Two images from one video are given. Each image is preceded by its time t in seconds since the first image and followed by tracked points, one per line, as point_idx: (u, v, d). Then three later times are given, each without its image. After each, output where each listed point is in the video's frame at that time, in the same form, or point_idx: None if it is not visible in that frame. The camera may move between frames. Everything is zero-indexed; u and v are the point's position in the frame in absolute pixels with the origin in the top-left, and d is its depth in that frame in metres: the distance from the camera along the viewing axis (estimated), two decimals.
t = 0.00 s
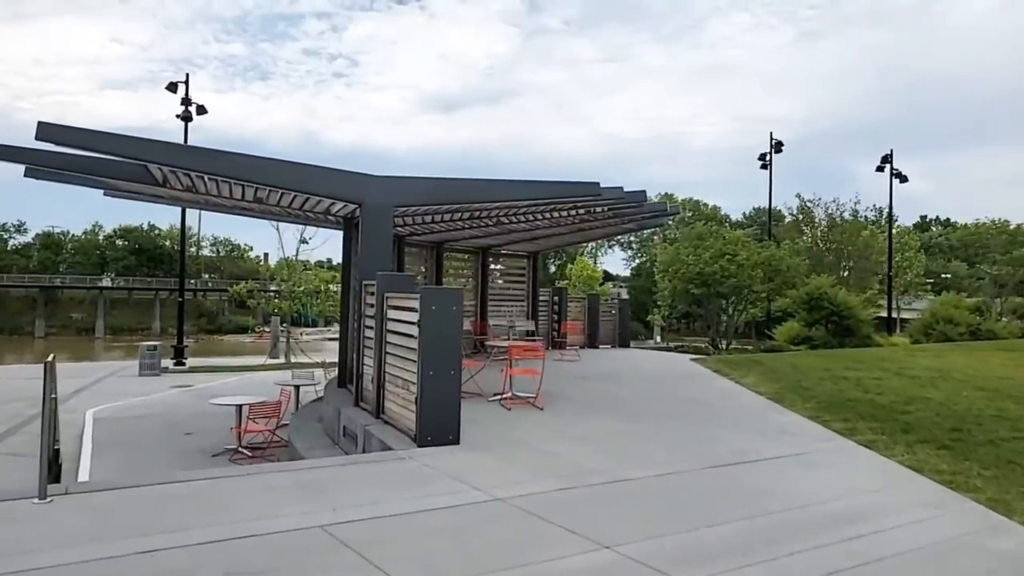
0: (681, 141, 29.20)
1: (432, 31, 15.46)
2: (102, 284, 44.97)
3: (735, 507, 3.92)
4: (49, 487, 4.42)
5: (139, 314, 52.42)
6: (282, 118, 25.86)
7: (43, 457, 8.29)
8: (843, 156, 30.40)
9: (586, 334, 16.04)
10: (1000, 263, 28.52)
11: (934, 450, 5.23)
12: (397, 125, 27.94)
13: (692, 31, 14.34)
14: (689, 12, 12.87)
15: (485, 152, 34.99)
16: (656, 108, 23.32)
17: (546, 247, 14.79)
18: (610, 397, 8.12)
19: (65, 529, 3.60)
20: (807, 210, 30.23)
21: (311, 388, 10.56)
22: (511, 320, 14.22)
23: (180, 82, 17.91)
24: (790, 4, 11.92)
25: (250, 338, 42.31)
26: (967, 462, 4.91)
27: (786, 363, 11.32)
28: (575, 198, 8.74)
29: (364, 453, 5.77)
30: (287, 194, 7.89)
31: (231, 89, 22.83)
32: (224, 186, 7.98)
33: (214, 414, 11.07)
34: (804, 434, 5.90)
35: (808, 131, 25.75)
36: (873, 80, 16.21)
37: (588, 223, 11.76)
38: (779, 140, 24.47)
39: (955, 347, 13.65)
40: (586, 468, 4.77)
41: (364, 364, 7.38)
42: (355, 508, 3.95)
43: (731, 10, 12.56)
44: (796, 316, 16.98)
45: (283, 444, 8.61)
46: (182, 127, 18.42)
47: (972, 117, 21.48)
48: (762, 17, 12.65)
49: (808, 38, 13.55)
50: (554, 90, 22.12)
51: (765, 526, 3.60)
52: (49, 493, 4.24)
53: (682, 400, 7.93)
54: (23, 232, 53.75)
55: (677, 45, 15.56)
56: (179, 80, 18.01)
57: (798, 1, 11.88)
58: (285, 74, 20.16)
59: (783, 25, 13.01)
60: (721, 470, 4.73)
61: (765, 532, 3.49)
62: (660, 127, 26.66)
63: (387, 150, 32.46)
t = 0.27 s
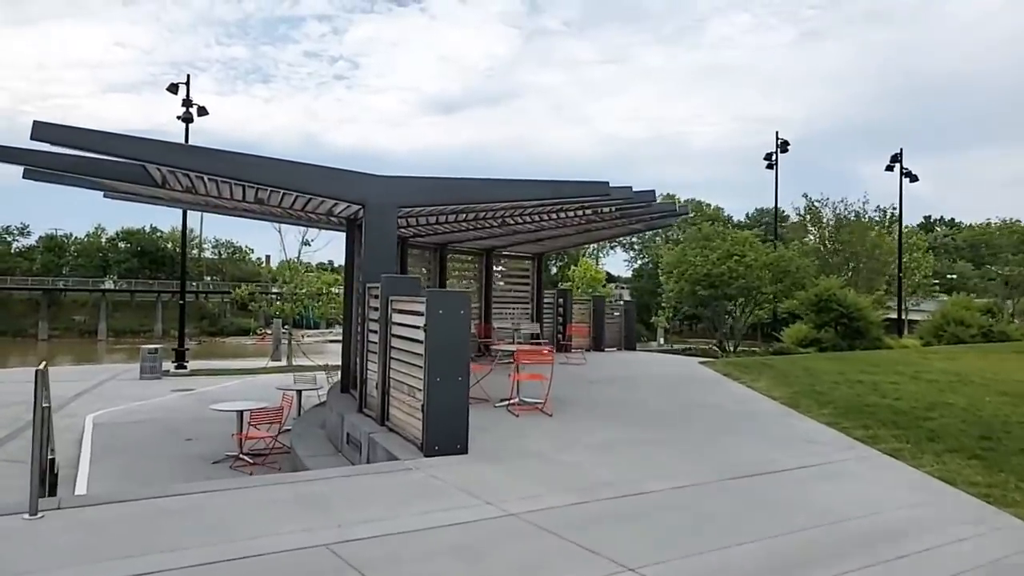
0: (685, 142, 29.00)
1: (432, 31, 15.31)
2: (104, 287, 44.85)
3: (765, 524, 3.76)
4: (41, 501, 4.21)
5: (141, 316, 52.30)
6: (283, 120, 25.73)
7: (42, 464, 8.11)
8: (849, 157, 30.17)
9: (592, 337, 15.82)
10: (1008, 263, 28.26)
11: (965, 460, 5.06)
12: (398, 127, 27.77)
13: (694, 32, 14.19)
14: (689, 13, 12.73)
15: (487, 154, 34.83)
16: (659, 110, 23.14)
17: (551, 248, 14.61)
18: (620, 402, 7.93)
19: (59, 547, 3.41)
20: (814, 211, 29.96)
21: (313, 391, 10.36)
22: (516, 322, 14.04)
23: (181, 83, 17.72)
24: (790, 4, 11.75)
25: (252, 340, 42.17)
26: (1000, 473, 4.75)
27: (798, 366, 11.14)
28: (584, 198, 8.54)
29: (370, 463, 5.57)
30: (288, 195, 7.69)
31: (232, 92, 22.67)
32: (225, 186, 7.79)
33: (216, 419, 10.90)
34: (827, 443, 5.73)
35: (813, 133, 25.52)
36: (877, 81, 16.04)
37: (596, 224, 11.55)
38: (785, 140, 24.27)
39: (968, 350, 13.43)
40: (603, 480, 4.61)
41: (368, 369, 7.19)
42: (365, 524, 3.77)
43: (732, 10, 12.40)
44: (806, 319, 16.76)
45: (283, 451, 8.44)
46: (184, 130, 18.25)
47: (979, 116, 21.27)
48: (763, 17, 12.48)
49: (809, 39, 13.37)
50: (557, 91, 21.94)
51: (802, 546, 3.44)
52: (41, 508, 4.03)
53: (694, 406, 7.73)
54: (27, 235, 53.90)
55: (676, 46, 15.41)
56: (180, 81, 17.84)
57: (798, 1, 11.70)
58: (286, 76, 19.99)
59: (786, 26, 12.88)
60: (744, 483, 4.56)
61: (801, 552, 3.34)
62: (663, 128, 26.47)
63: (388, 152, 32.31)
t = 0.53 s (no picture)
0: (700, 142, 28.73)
1: (443, 31, 15.19)
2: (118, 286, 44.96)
3: (809, 537, 3.59)
4: (52, 506, 4.03)
5: (155, 315, 52.44)
6: (294, 121, 25.68)
7: (57, 465, 8.00)
8: (865, 158, 29.81)
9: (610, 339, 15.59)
10: None
11: (1012, 469, 4.88)
12: (410, 128, 27.65)
13: (706, 32, 14.01)
14: (699, 12, 12.57)
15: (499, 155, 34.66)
16: (673, 110, 22.92)
17: (567, 249, 14.42)
18: (643, 406, 7.75)
19: (74, 555, 3.24)
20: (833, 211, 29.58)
21: (328, 392, 10.20)
22: (533, 323, 13.86)
23: (195, 82, 17.62)
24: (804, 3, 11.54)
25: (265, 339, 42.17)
26: None
27: (822, 368, 10.93)
28: (606, 195, 8.34)
29: (390, 466, 5.39)
30: (304, 192, 7.53)
31: (245, 93, 22.61)
32: (240, 183, 7.63)
33: (231, 419, 10.79)
34: (863, 450, 5.55)
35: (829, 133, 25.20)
36: (893, 81, 15.80)
37: (615, 222, 11.34)
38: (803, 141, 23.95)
39: (993, 352, 13.17)
40: (635, 489, 4.45)
41: (387, 371, 7.02)
42: (391, 533, 3.60)
43: (745, 9, 12.23)
44: (826, 321, 16.47)
45: (299, 454, 8.31)
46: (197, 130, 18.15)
47: (998, 116, 20.94)
48: (776, 17, 12.28)
49: (822, 39, 13.15)
50: (569, 91, 21.75)
51: (852, 561, 3.27)
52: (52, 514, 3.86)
53: (719, 410, 7.52)
54: (42, 235, 54.44)
55: (689, 46, 15.22)
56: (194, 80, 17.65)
57: None
58: (298, 77, 19.88)
59: (799, 26, 12.67)
60: (781, 493, 4.37)
61: (856, 566, 3.18)
62: (678, 128, 26.21)
63: (400, 152, 32.20)
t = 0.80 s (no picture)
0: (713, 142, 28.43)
1: (451, 31, 15.02)
2: (132, 289, 45.03)
3: (859, 557, 3.38)
4: (66, 520, 3.87)
5: (168, 317, 52.53)
6: (306, 123, 25.57)
7: (72, 472, 7.88)
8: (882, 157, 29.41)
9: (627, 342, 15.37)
10: None
11: None
12: (421, 129, 27.50)
13: (715, 31, 13.76)
14: (709, 12, 12.36)
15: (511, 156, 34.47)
16: (686, 110, 22.65)
17: (584, 250, 14.23)
18: (669, 411, 7.54)
19: None
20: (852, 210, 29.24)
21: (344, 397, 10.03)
22: (550, 326, 13.68)
23: (208, 83, 17.47)
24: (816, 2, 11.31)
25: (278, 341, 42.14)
26: None
27: (848, 371, 10.68)
28: (629, 195, 8.13)
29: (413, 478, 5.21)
30: (321, 192, 7.37)
31: (256, 95, 22.47)
32: (255, 184, 7.49)
33: (246, 424, 10.65)
34: (903, 460, 5.35)
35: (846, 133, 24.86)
36: (910, 79, 15.49)
37: (634, 223, 11.12)
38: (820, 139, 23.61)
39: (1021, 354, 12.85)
40: (672, 503, 4.26)
41: (406, 376, 6.85)
42: (417, 552, 3.42)
43: (756, 9, 12.00)
44: (849, 323, 16.15)
45: (316, 462, 8.14)
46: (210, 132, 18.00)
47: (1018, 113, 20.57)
48: (788, 16, 12.04)
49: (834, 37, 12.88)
50: (582, 92, 21.51)
51: None
52: (65, 530, 3.70)
53: (747, 416, 7.30)
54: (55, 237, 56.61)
55: (701, 46, 14.98)
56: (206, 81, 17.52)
57: None
58: (309, 80, 19.70)
59: (810, 25, 12.43)
60: (824, 507, 4.17)
61: None
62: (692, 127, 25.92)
63: (411, 154, 32.06)
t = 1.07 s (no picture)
0: (746, 140, 27.95)
1: (480, 31, 14.81)
2: (165, 288, 45.56)
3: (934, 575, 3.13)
4: (97, 524, 3.74)
5: (200, 315, 53.11)
6: (335, 123, 25.59)
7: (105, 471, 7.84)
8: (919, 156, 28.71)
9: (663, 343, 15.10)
10: None
11: None
12: (450, 130, 27.39)
13: (744, 29, 13.36)
14: (738, 10, 12.06)
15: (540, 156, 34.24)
16: (718, 109, 22.22)
17: (618, 249, 13.98)
18: (711, 415, 7.28)
19: None
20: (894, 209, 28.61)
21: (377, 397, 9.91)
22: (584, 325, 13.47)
23: (239, 83, 17.44)
24: None
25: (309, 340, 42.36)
26: None
27: (894, 374, 10.31)
28: (670, 191, 7.87)
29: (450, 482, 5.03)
30: (355, 189, 7.24)
31: (287, 96, 22.51)
32: (289, 181, 7.39)
33: (277, 424, 10.57)
34: (964, 469, 5.06)
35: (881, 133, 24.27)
36: (952, 75, 14.98)
37: (672, 220, 10.84)
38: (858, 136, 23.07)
39: None
40: (724, 512, 4.04)
41: (441, 377, 6.67)
42: (459, 564, 3.24)
43: (788, 6, 11.63)
44: (891, 322, 15.86)
45: (349, 464, 8.00)
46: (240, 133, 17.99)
47: None
48: (822, 12, 11.66)
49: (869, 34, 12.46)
50: (612, 92, 21.18)
51: None
52: (95, 535, 3.57)
53: (795, 420, 7.02)
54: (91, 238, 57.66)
55: (732, 45, 14.62)
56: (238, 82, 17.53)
57: None
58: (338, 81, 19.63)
59: (843, 21, 12.02)
60: (888, 521, 3.91)
61: None
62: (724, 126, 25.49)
63: (441, 153, 31.97)
